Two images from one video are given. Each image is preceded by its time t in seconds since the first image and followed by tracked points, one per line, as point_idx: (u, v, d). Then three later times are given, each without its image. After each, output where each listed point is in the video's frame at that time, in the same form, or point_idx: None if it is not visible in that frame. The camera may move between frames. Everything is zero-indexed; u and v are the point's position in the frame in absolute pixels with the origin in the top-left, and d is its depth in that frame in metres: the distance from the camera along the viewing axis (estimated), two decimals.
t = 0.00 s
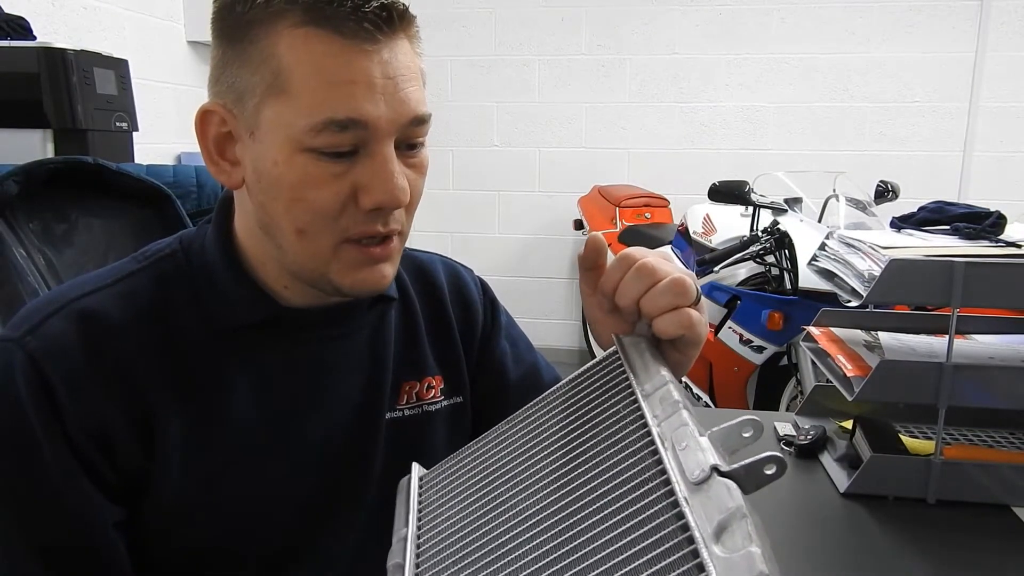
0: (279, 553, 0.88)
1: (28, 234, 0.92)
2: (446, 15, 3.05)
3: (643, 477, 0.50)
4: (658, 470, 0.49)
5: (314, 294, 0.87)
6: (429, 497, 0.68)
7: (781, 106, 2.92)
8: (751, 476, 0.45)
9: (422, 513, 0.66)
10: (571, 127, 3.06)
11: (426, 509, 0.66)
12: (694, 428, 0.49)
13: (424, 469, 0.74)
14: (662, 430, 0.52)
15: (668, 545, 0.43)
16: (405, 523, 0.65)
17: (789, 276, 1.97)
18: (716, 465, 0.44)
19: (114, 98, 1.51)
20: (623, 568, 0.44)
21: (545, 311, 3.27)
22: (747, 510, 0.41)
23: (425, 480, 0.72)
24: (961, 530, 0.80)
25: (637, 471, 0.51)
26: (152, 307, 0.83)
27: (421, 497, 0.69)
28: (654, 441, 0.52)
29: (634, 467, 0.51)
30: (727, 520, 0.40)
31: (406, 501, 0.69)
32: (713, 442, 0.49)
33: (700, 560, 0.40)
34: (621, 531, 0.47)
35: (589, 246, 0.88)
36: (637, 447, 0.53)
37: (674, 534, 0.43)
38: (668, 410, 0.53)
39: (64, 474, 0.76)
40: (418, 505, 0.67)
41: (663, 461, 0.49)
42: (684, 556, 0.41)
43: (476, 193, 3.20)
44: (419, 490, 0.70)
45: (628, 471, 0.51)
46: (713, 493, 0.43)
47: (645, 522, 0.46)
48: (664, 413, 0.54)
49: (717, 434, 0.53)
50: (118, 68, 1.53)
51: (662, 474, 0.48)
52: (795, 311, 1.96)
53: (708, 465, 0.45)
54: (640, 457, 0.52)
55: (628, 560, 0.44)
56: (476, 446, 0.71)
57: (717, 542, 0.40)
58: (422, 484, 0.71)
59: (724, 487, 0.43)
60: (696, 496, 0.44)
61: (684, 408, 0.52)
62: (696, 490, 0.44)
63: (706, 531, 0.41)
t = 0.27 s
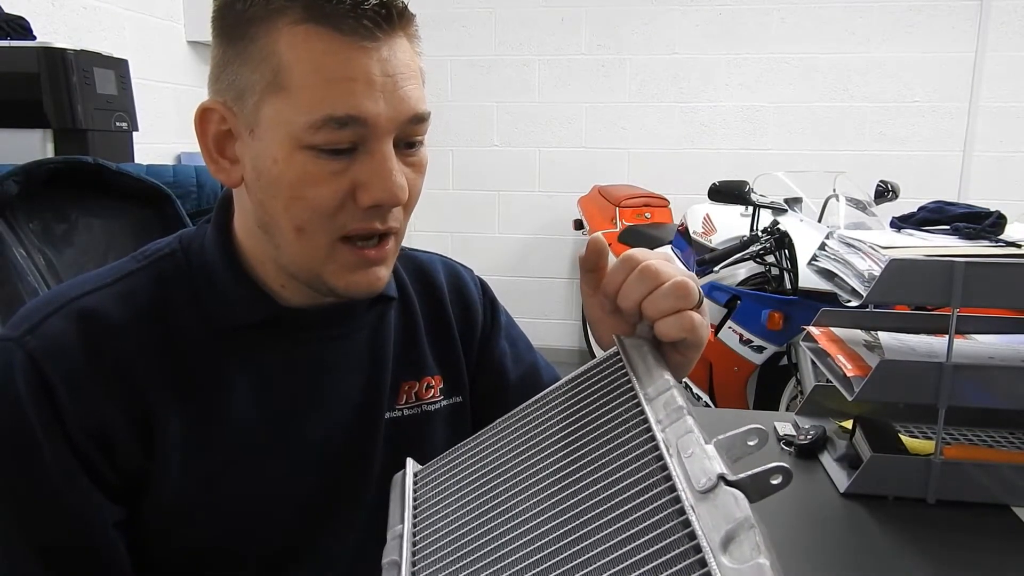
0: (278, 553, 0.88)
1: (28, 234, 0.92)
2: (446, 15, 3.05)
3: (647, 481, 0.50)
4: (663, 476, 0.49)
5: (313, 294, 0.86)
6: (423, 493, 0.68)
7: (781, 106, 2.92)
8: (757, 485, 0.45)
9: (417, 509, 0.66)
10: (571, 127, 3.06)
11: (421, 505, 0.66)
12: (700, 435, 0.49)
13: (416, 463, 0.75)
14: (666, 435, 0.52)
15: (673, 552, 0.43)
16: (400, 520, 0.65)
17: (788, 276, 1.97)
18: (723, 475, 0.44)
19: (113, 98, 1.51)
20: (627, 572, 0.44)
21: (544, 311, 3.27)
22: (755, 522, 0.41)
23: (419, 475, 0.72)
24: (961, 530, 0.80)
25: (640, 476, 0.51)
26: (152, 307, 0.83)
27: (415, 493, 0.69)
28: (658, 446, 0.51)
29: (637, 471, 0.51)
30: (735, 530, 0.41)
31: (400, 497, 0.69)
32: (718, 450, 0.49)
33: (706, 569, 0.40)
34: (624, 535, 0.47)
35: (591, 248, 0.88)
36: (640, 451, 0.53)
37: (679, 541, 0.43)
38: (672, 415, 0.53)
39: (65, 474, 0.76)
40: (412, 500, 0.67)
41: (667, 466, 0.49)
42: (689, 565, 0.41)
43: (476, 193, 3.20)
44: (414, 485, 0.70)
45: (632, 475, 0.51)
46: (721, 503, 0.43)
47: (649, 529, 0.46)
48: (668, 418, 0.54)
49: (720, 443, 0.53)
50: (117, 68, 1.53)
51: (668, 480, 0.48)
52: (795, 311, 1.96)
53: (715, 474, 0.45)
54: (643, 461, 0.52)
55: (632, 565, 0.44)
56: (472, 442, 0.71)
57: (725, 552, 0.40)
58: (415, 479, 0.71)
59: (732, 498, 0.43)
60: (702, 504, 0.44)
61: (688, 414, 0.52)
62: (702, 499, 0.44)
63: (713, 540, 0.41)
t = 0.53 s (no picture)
0: (278, 552, 0.88)
1: (28, 234, 0.92)
2: (446, 15, 3.05)
3: (647, 477, 0.50)
4: (664, 471, 0.49)
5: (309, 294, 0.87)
6: (432, 491, 0.68)
7: (781, 107, 2.92)
8: (757, 480, 0.45)
9: (423, 505, 0.66)
10: (571, 127, 3.06)
11: (428, 502, 0.66)
12: (701, 429, 0.49)
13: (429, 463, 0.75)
14: (669, 431, 0.52)
15: (671, 545, 0.43)
16: (407, 516, 0.65)
17: (788, 276, 1.96)
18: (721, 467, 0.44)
19: (113, 99, 1.51)
20: (625, 566, 0.44)
21: (544, 311, 3.27)
22: (751, 513, 0.41)
23: (429, 473, 0.72)
24: (961, 529, 0.80)
25: (641, 471, 0.51)
26: (152, 306, 0.84)
27: (424, 489, 0.69)
28: (659, 441, 0.52)
29: (639, 467, 0.51)
30: (731, 522, 0.41)
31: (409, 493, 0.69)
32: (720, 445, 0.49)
33: (701, 561, 0.40)
34: (623, 530, 0.47)
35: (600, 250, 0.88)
36: (642, 447, 0.53)
37: (677, 534, 0.43)
38: (675, 411, 0.54)
39: (64, 473, 0.76)
40: (420, 498, 0.68)
41: (668, 461, 0.49)
42: (685, 557, 0.41)
43: (476, 193, 3.20)
44: (424, 483, 0.70)
45: (633, 472, 0.51)
46: (718, 494, 0.43)
47: (647, 523, 0.46)
48: (671, 415, 0.54)
49: (723, 437, 0.53)
50: (117, 68, 1.53)
51: (668, 475, 0.48)
52: (795, 311, 1.96)
53: (714, 467, 0.45)
54: (645, 457, 0.52)
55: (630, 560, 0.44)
56: (480, 442, 0.71)
57: (721, 544, 0.40)
58: (425, 477, 0.72)
59: (729, 489, 0.43)
60: (700, 497, 0.44)
61: (691, 410, 0.52)
62: (700, 491, 0.44)
63: (710, 532, 0.41)
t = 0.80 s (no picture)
0: (277, 550, 0.88)
1: (28, 234, 0.92)
2: (446, 15, 3.05)
3: (637, 464, 0.50)
4: (652, 455, 0.49)
5: (302, 291, 0.87)
6: (438, 493, 0.68)
7: (781, 107, 2.92)
8: (743, 461, 0.45)
9: (429, 507, 0.66)
10: (571, 127, 3.06)
11: (434, 505, 0.66)
12: (692, 417, 0.50)
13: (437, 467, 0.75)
14: (659, 419, 0.52)
15: (656, 528, 0.43)
16: (414, 517, 0.65)
17: (788, 276, 1.96)
18: (707, 450, 0.45)
19: (113, 99, 1.51)
20: (616, 555, 0.44)
21: (544, 311, 3.27)
22: (733, 495, 0.42)
23: (438, 476, 0.72)
24: (961, 529, 0.80)
25: (632, 460, 0.51)
26: (147, 306, 0.84)
27: (431, 493, 0.69)
28: (649, 429, 0.52)
29: (630, 456, 0.52)
30: (714, 501, 0.41)
31: (416, 496, 0.69)
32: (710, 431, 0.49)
33: (684, 540, 0.40)
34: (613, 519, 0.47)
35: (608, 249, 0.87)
36: (633, 435, 0.53)
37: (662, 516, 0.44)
38: (667, 400, 0.54)
39: (61, 474, 0.76)
40: (427, 499, 0.68)
41: (657, 446, 0.50)
42: (670, 538, 0.41)
43: (476, 193, 3.20)
44: (430, 486, 0.70)
45: (624, 461, 0.52)
46: (703, 478, 0.44)
47: (635, 509, 0.46)
48: (664, 404, 0.54)
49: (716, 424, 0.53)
50: (117, 68, 1.53)
51: (655, 457, 0.49)
52: (795, 311, 1.96)
53: (700, 450, 0.45)
54: (636, 445, 0.52)
55: (621, 548, 0.44)
56: (485, 445, 0.72)
57: (703, 523, 0.41)
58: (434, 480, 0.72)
59: (713, 472, 0.43)
60: (686, 480, 0.44)
61: (683, 398, 0.53)
62: (686, 475, 0.45)
63: (693, 513, 0.42)
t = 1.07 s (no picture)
0: (274, 547, 0.88)
1: (29, 234, 0.92)
2: (446, 15, 3.05)
3: (638, 471, 0.50)
4: (653, 463, 0.49)
5: (298, 282, 0.88)
6: (435, 497, 0.68)
7: (781, 107, 2.92)
8: (745, 469, 0.46)
9: (425, 511, 0.66)
10: (571, 127, 3.06)
11: (431, 509, 0.66)
12: (692, 424, 0.50)
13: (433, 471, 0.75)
14: (660, 426, 0.53)
15: (658, 536, 0.43)
16: (410, 523, 0.65)
17: (789, 276, 1.96)
18: (709, 458, 0.45)
19: (113, 99, 1.51)
20: (617, 562, 0.44)
21: (544, 311, 3.26)
22: (736, 502, 0.42)
23: (433, 479, 0.72)
24: (962, 529, 0.80)
25: (633, 467, 0.51)
26: (139, 305, 0.84)
27: (427, 496, 0.69)
28: (650, 436, 0.52)
29: (631, 462, 0.52)
30: (718, 510, 0.41)
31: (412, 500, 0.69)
32: (710, 437, 0.49)
33: (688, 549, 0.41)
34: (615, 525, 0.47)
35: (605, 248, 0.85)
36: (634, 442, 0.53)
37: (663, 524, 0.44)
38: (667, 407, 0.54)
39: (56, 473, 0.76)
40: (423, 503, 0.68)
41: (658, 453, 0.50)
42: (673, 546, 0.42)
43: (476, 193, 3.20)
44: (425, 489, 0.70)
45: (625, 467, 0.52)
46: (705, 485, 0.44)
47: (637, 516, 0.46)
48: (663, 410, 0.54)
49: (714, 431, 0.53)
50: (117, 68, 1.53)
51: (657, 465, 0.49)
52: (795, 311, 1.96)
53: (702, 458, 0.45)
54: (637, 452, 0.52)
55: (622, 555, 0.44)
56: (482, 448, 0.71)
57: (706, 531, 0.41)
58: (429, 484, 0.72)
59: (716, 480, 0.43)
60: (688, 488, 0.45)
61: (682, 404, 0.53)
62: (688, 483, 0.45)
63: (696, 521, 0.42)
